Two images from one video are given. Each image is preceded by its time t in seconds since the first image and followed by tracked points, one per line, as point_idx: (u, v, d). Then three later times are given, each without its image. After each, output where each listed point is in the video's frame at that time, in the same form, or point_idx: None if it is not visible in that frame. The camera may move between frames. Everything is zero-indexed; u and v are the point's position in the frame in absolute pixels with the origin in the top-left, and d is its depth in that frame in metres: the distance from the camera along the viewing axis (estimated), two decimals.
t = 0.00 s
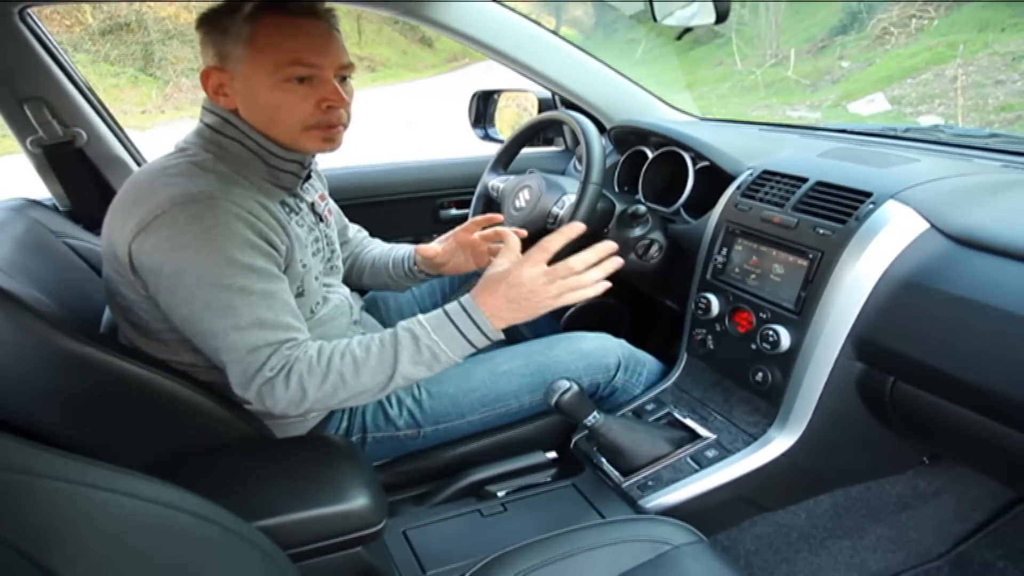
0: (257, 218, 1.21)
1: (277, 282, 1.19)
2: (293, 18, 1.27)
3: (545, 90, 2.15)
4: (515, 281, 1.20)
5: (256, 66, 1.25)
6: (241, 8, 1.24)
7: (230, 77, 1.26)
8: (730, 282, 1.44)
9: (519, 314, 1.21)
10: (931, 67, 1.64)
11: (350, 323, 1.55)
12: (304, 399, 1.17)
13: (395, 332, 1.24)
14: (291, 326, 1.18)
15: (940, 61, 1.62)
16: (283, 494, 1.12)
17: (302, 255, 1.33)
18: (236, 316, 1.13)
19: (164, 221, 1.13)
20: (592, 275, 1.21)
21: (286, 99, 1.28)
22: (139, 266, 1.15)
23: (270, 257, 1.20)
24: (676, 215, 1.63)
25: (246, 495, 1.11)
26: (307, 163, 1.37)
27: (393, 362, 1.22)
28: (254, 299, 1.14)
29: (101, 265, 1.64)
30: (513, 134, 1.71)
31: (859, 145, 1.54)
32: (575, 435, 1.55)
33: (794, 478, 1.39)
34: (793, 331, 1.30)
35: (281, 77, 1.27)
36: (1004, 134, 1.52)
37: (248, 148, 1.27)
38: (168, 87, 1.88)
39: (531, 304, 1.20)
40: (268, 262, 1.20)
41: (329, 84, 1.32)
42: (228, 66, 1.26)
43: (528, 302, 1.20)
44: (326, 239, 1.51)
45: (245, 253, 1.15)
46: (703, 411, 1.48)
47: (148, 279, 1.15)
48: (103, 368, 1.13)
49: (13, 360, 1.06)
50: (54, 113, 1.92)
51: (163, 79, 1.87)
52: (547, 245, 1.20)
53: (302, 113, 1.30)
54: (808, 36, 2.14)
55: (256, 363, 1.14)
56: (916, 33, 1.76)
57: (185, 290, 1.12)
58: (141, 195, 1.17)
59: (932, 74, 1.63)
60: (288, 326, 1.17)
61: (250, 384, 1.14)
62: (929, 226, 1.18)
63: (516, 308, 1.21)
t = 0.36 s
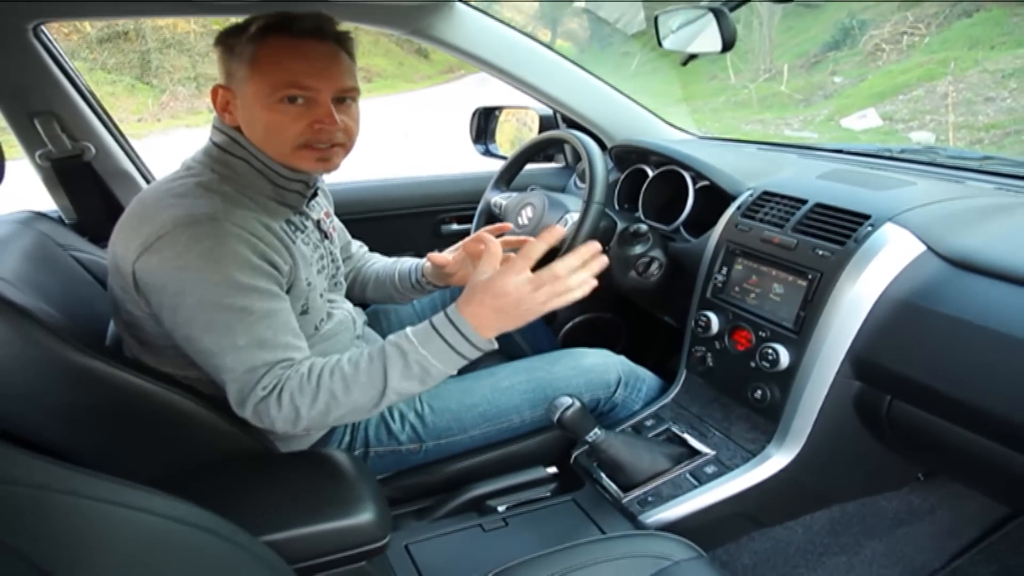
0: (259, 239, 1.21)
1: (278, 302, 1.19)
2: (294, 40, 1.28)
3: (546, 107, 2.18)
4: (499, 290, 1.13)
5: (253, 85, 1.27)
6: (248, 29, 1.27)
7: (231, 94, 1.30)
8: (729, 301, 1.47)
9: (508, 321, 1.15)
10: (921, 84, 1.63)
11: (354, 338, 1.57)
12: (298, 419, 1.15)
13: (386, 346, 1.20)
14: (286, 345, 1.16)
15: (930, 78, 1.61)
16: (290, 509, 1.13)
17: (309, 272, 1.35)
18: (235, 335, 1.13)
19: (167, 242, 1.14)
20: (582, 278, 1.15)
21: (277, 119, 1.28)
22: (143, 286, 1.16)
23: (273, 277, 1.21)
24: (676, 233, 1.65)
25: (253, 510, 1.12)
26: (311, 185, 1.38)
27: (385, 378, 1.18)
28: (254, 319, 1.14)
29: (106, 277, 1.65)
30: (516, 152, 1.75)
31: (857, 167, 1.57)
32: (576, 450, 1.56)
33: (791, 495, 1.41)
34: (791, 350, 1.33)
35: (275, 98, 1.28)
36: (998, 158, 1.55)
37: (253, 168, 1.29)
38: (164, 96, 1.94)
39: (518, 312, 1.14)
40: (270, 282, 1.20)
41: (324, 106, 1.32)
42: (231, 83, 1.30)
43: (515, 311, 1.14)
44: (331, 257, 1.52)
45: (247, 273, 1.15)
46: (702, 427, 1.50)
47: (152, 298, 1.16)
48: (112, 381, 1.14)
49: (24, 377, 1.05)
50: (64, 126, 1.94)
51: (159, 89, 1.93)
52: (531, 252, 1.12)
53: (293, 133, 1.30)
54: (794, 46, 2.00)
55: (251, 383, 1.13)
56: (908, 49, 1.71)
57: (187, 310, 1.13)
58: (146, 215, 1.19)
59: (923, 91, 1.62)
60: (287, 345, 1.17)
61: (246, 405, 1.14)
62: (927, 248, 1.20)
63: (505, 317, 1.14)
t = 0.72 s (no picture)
0: (263, 252, 1.21)
1: (285, 314, 1.18)
2: (296, 56, 1.28)
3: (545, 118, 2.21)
4: (500, 280, 1.13)
5: (255, 101, 1.28)
6: (250, 44, 1.27)
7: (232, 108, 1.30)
8: (730, 311, 1.49)
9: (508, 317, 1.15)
10: (913, 94, 1.62)
11: (357, 348, 1.58)
12: (310, 429, 1.15)
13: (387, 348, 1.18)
14: (293, 356, 1.15)
15: (923, 88, 1.60)
16: (297, 520, 1.13)
17: (313, 283, 1.36)
18: (242, 349, 1.12)
19: (173, 257, 1.14)
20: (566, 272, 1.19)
21: (281, 135, 1.29)
22: (149, 300, 1.16)
23: (278, 290, 1.21)
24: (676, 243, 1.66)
25: (260, 521, 1.13)
26: (314, 198, 1.39)
27: (390, 382, 1.16)
28: (262, 332, 1.13)
29: (108, 288, 1.65)
30: (516, 164, 1.76)
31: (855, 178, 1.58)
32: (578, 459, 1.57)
33: (793, 503, 1.42)
34: (794, 359, 1.34)
35: (278, 114, 1.29)
36: (992, 167, 1.59)
37: (257, 181, 1.30)
38: (158, 105, 1.92)
39: (519, 302, 1.13)
40: (276, 295, 1.20)
41: (326, 121, 1.32)
42: (233, 98, 1.30)
43: (514, 300, 1.13)
44: (334, 267, 1.53)
45: (252, 287, 1.15)
46: (703, 436, 1.51)
47: (157, 312, 1.16)
48: (120, 392, 1.13)
49: (33, 387, 1.05)
50: (67, 138, 1.95)
51: (153, 97, 1.90)
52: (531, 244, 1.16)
53: (296, 148, 1.30)
54: (789, 55, 1.91)
55: (259, 396, 1.13)
56: (899, 59, 1.68)
57: (193, 325, 1.13)
58: (152, 229, 1.19)
59: (915, 101, 1.62)
60: (295, 357, 1.16)
61: (257, 418, 1.13)
62: (926, 258, 1.22)
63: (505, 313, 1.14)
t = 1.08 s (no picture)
0: (261, 263, 1.21)
1: (280, 324, 1.17)
2: (321, 73, 1.27)
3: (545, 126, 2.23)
4: (398, 259, 1.07)
5: (279, 118, 1.27)
6: (275, 60, 1.26)
7: (252, 123, 1.28)
8: (729, 320, 1.49)
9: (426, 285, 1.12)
10: (908, 104, 1.63)
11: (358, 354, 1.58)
12: (291, 437, 1.13)
13: (335, 345, 1.14)
14: (273, 366, 1.13)
15: (918, 98, 1.61)
16: (298, 527, 1.14)
17: (314, 290, 1.36)
18: (232, 359, 1.11)
19: (168, 267, 1.14)
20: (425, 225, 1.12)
21: (303, 153, 1.29)
22: (144, 308, 1.16)
23: (275, 299, 1.20)
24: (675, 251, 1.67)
25: (261, 527, 1.13)
26: (316, 207, 1.40)
27: (348, 381, 1.12)
28: (254, 342, 1.12)
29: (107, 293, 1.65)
30: (516, 172, 1.77)
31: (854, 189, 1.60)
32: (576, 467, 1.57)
33: (790, 512, 1.42)
34: (793, 368, 1.35)
35: (302, 132, 1.28)
36: (988, 178, 1.60)
37: (257, 190, 1.30)
38: (154, 109, 1.94)
39: (432, 264, 1.09)
40: (270, 306, 1.18)
41: (349, 138, 1.32)
42: (252, 111, 1.28)
43: (428, 265, 1.09)
44: (332, 273, 1.53)
45: (250, 296, 1.15)
46: (701, 444, 1.52)
47: (152, 321, 1.16)
48: (119, 397, 1.13)
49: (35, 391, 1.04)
50: (69, 143, 1.95)
51: (150, 102, 1.92)
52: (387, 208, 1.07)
53: (317, 164, 1.31)
54: (784, 65, 1.96)
55: (236, 411, 1.12)
56: (894, 69, 1.70)
57: (186, 335, 1.12)
58: (149, 238, 1.19)
59: (909, 111, 1.63)
60: (281, 369, 1.13)
61: (239, 431, 1.13)
62: (925, 269, 1.23)
63: (423, 283, 1.10)
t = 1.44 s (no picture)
0: (269, 274, 1.21)
1: (284, 336, 1.17)
2: (332, 77, 1.29)
3: (547, 133, 2.27)
4: (447, 275, 1.16)
5: (294, 123, 1.28)
6: (286, 66, 1.26)
7: (264, 129, 1.29)
8: (731, 326, 1.50)
9: (466, 316, 1.16)
10: (905, 111, 1.62)
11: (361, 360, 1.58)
12: (294, 449, 1.14)
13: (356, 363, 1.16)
14: (280, 378, 1.13)
15: (916, 105, 1.60)
16: (302, 533, 1.14)
17: (318, 297, 1.36)
18: (236, 370, 1.11)
19: (176, 276, 1.15)
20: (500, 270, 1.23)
21: (318, 156, 1.31)
22: (149, 317, 1.16)
23: (281, 307, 1.21)
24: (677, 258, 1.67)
25: (265, 534, 1.13)
26: (324, 211, 1.41)
27: (362, 398, 1.14)
28: (259, 354, 1.13)
29: (110, 299, 1.66)
30: (517, 180, 1.78)
31: (855, 196, 1.60)
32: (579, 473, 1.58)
33: (792, 518, 1.42)
34: (795, 375, 1.36)
35: (318, 134, 1.30)
36: (988, 185, 1.61)
37: (263, 197, 1.30)
38: (153, 115, 1.91)
39: (480, 300, 1.17)
40: (276, 316, 1.19)
41: (361, 139, 1.35)
42: (264, 117, 1.28)
43: (475, 299, 1.16)
44: (338, 281, 1.54)
45: (256, 306, 1.15)
46: (703, 450, 1.52)
47: (158, 329, 1.16)
48: (124, 404, 1.14)
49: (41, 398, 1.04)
50: (73, 149, 1.96)
51: (148, 107, 1.90)
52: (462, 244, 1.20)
53: (332, 167, 1.33)
54: (780, 71, 1.87)
55: (244, 420, 1.12)
56: (892, 76, 1.63)
57: (191, 346, 1.12)
58: (157, 247, 1.19)
59: (908, 117, 1.62)
60: (287, 381, 1.14)
61: (243, 442, 1.13)
62: (927, 276, 1.24)
63: (461, 308, 1.15)
